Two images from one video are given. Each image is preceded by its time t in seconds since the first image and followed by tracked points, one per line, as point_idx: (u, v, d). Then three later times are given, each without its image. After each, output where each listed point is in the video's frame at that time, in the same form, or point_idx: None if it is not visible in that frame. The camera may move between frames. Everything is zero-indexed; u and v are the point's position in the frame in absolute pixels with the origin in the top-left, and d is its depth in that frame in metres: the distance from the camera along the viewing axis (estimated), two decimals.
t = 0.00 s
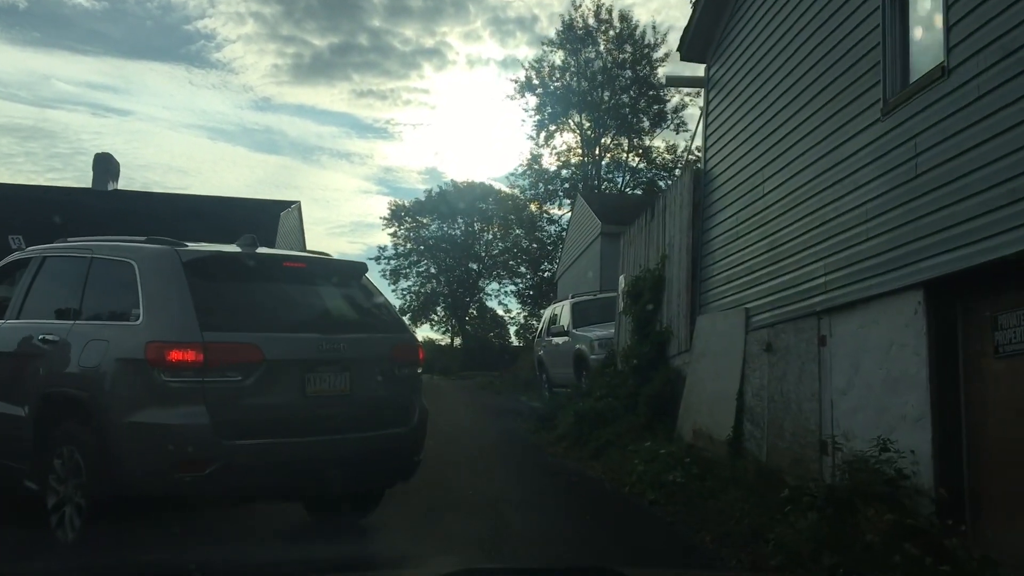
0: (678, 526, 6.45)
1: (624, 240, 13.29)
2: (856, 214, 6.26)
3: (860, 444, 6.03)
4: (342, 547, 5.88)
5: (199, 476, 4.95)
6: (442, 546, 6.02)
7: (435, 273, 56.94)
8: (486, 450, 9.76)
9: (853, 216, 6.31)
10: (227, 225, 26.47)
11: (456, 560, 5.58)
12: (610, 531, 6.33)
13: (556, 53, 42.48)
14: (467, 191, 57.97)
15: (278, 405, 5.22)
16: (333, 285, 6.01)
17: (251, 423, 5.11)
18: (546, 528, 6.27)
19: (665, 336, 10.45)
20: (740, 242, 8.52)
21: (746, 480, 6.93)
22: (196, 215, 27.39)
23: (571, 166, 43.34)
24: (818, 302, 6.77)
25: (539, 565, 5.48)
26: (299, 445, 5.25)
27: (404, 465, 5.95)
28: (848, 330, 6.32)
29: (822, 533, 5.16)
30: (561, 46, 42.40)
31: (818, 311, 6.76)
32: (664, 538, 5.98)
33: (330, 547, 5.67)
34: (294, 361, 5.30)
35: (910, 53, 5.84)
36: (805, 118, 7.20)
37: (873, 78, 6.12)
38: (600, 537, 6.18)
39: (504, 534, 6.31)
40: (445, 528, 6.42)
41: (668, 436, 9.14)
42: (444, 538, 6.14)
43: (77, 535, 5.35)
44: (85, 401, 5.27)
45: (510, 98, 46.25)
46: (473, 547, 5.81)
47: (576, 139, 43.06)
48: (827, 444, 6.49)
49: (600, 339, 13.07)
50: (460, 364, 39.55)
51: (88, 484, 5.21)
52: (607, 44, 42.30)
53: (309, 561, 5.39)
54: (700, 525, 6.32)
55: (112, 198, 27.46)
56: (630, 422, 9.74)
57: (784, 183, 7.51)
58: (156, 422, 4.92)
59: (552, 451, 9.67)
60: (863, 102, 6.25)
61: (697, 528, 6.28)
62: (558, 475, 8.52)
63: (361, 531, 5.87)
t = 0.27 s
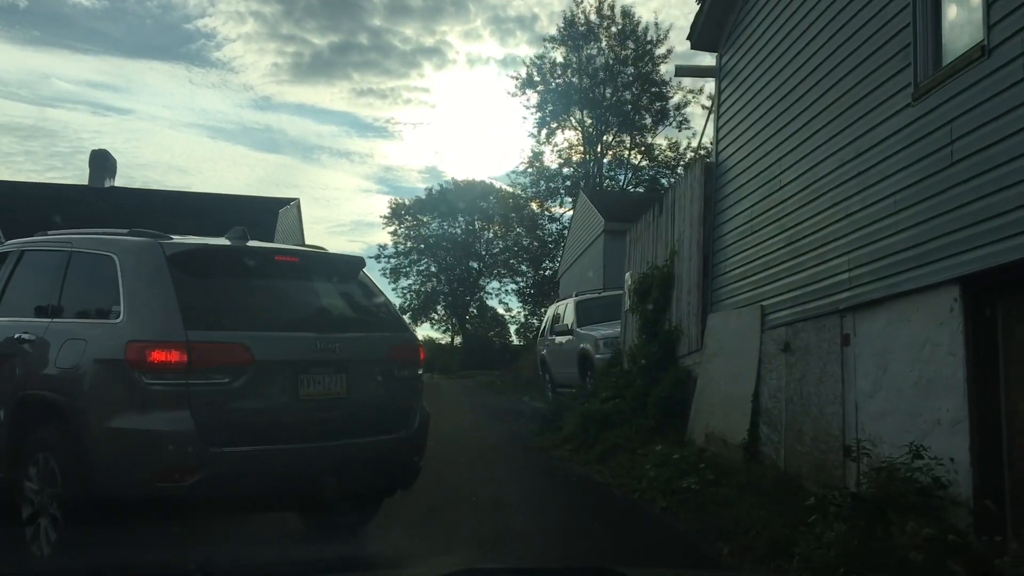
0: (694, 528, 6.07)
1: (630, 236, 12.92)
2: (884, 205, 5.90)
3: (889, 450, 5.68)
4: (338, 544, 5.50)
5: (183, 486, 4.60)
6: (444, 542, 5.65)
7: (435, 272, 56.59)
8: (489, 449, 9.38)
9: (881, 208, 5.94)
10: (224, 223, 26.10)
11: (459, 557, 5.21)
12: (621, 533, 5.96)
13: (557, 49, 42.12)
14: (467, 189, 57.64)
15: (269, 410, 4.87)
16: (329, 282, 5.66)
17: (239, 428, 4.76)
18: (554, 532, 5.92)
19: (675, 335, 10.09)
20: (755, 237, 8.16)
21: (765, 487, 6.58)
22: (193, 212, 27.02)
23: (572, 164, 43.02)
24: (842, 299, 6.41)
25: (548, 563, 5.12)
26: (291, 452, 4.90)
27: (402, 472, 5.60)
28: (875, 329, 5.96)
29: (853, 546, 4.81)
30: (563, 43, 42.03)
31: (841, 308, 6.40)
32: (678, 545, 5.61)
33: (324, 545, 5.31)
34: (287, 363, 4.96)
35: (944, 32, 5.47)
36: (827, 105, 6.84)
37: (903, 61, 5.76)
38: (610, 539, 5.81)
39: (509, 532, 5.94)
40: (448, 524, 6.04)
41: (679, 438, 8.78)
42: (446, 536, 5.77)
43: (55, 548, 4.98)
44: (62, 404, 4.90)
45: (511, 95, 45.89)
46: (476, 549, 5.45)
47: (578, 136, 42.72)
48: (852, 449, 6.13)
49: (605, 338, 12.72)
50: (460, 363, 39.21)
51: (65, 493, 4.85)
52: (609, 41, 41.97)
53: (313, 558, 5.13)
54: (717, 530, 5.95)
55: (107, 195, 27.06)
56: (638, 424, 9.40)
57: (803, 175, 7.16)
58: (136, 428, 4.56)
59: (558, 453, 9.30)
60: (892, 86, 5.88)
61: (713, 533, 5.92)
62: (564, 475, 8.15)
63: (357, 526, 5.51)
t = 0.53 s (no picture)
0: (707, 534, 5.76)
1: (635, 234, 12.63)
2: (909, 198, 5.61)
3: (915, 456, 5.39)
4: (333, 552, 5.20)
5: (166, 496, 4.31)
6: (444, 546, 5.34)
7: (435, 272, 56.30)
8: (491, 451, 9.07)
9: (905, 201, 5.65)
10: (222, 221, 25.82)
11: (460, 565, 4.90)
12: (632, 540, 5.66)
13: (559, 47, 41.87)
14: (467, 188, 57.39)
15: (259, 415, 4.58)
16: (325, 279, 5.37)
17: (227, 434, 4.47)
18: (560, 538, 5.64)
19: (683, 335, 9.80)
20: (767, 233, 7.87)
21: (780, 494, 6.28)
22: (191, 211, 26.72)
23: (574, 162, 42.76)
24: (862, 296, 6.11)
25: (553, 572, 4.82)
26: (282, 459, 4.61)
27: (400, 478, 5.31)
28: (898, 328, 5.67)
29: (881, 558, 4.51)
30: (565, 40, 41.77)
31: (861, 307, 6.10)
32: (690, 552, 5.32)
33: (317, 550, 5.00)
34: (279, 364, 4.67)
35: (973, 14, 5.18)
36: (845, 94, 6.56)
37: (929, 45, 5.47)
38: (620, 547, 5.50)
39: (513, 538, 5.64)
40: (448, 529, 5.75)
41: (688, 442, 8.49)
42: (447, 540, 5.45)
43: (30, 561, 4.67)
44: (38, 408, 4.60)
45: (512, 93, 45.62)
46: (477, 556, 5.16)
47: (579, 135, 42.47)
48: (873, 454, 5.84)
49: (610, 338, 12.43)
50: (460, 363, 38.91)
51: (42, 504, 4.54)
52: (610, 38, 41.71)
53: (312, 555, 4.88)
54: (732, 538, 5.66)
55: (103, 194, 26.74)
56: (645, 426, 9.11)
57: (820, 168, 6.87)
58: (116, 434, 4.27)
59: (562, 456, 9.01)
60: (917, 72, 5.59)
61: (728, 539, 5.62)
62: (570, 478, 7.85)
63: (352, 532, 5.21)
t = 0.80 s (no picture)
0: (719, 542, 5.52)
1: (639, 232, 12.41)
2: (930, 192, 5.39)
3: (936, 460, 5.17)
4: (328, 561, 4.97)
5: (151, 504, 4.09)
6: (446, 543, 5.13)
7: (435, 271, 56.06)
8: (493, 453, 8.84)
9: (926, 196, 5.43)
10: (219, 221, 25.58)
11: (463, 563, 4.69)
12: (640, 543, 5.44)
13: (560, 46, 41.66)
14: (467, 187, 57.18)
15: (250, 419, 4.36)
16: (321, 277, 5.15)
17: (216, 440, 4.25)
18: (566, 539, 5.42)
19: (689, 335, 9.57)
20: (778, 230, 7.65)
21: (793, 499, 6.06)
22: (188, 209, 26.46)
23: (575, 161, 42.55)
24: (880, 295, 5.89)
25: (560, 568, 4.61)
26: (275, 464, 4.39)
27: (399, 483, 5.09)
28: (918, 328, 5.45)
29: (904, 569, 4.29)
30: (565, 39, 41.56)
31: (879, 306, 5.88)
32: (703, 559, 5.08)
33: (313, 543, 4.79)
34: (271, 366, 4.45)
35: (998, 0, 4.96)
36: (861, 86, 6.33)
37: (951, 33, 5.25)
38: (629, 548, 5.28)
39: (518, 535, 5.43)
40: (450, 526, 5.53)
41: (695, 444, 8.27)
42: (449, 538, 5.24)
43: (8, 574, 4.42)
44: (15, 412, 4.34)
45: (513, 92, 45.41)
46: (481, 559, 4.94)
47: (580, 133, 42.26)
48: (891, 458, 5.62)
49: (613, 338, 12.20)
50: (460, 363, 38.66)
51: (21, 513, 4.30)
52: (612, 36, 41.49)
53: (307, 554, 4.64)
54: (746, 546, 5.43)
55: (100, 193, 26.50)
56: (651, 428, 8.88)
57: (834, 164, 6.65)
58: (99, 439, 4.04)
59: (566, 459, 8.78)
60: (938, 62, 5.37)
61: (741, 548, 5.39)
62: (574, 481, 7.63)
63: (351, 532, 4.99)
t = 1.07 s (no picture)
0: (727, 548, 5.37)
1: (643, 230, 12.25)
2: (945, 188, 5.24)
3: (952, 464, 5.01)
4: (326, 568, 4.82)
5: (142, 510, 3.93)
6: (447, 547, 4.97)
7: (434, 271, 55.92)
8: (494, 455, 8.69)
9: (940, 191, 5.29)
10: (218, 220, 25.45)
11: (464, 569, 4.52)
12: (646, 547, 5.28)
13: (560, 44, 41.54)
14: (467, 187, 57.04)
15: (244, 421, 4.21)
16: (319, 275, 5.00)
17: (209, 444, 4.10)
18: (571, 542, 5.27)
19: (693, 334, 9.42)
20: (785, 228, 7.51)
21: (804, 503, 5.90)
22: (187, 209, 26.31)
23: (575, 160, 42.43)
24: (892, 294, 5.75)
25: (565, 572, 4.44)
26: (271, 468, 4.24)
27: (399, 487, 4.93)
28: (932, 328, 5.30)
29: None
30: (565, 37, 41.43)
31: (891, 305, 5.74)
32: (712, 565, 4.93)
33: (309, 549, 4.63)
34: (266, 367, 4.30)
35: None
36: (873, 81, 6.19)
37: (967, 24, 5.11)
38: (635, 552, 5.13)
39: (520, 539, 5.28)
40: (451, 530, 5.38)
41: (701, 446, 8.11)
42: (450, 542, 5.09)
43: None
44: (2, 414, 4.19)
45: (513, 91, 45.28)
46: (481, 560, 4.80)
47: (580, 132, 42.14)
48: (904, 461, 5.47)
49: (616, 338, 12.05)
50: (460, 363, 38.56)
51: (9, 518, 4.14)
52: (612, 35, 41.35)
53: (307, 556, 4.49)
54: (755, 552, 5.28)
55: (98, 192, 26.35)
56: (655, 430, 8.73)
57: (844, 160, 6.51)
58: (87, 443, 3.89)
59: (569, 461, 8.63)
60: (954, 53, 5.23)
61: (750, 553, 5.24)
62: (578, 484, 7.48)
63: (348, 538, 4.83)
